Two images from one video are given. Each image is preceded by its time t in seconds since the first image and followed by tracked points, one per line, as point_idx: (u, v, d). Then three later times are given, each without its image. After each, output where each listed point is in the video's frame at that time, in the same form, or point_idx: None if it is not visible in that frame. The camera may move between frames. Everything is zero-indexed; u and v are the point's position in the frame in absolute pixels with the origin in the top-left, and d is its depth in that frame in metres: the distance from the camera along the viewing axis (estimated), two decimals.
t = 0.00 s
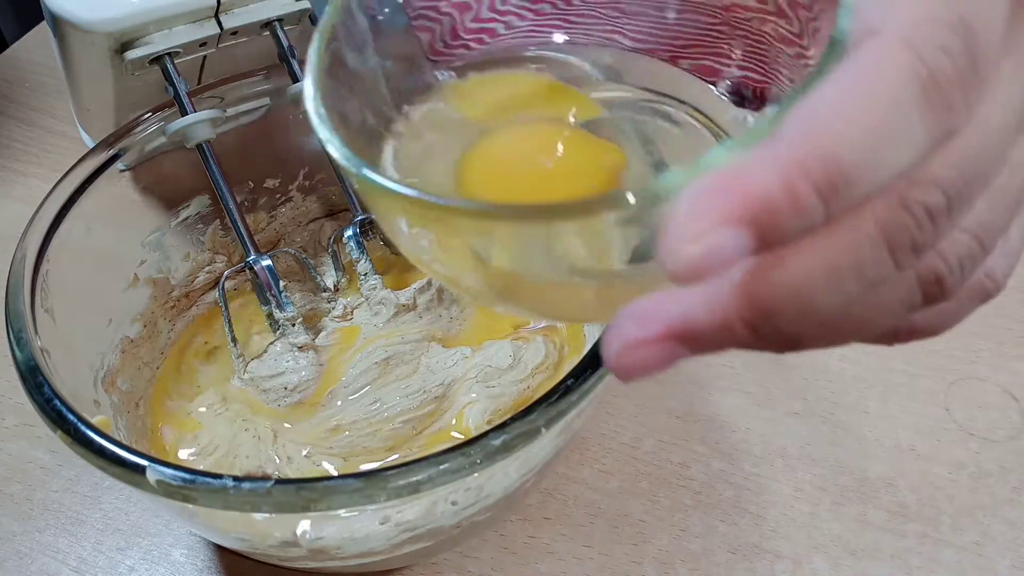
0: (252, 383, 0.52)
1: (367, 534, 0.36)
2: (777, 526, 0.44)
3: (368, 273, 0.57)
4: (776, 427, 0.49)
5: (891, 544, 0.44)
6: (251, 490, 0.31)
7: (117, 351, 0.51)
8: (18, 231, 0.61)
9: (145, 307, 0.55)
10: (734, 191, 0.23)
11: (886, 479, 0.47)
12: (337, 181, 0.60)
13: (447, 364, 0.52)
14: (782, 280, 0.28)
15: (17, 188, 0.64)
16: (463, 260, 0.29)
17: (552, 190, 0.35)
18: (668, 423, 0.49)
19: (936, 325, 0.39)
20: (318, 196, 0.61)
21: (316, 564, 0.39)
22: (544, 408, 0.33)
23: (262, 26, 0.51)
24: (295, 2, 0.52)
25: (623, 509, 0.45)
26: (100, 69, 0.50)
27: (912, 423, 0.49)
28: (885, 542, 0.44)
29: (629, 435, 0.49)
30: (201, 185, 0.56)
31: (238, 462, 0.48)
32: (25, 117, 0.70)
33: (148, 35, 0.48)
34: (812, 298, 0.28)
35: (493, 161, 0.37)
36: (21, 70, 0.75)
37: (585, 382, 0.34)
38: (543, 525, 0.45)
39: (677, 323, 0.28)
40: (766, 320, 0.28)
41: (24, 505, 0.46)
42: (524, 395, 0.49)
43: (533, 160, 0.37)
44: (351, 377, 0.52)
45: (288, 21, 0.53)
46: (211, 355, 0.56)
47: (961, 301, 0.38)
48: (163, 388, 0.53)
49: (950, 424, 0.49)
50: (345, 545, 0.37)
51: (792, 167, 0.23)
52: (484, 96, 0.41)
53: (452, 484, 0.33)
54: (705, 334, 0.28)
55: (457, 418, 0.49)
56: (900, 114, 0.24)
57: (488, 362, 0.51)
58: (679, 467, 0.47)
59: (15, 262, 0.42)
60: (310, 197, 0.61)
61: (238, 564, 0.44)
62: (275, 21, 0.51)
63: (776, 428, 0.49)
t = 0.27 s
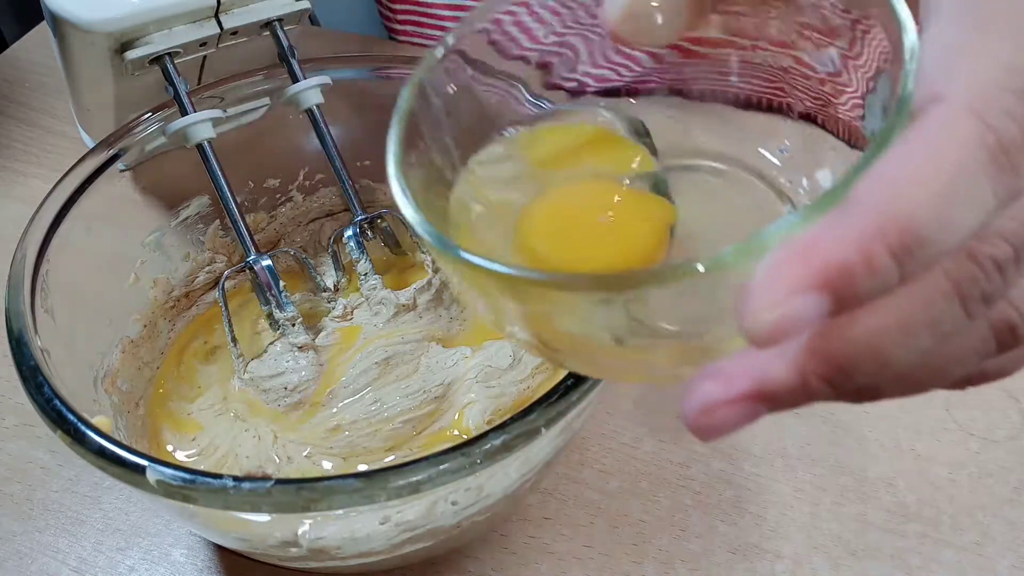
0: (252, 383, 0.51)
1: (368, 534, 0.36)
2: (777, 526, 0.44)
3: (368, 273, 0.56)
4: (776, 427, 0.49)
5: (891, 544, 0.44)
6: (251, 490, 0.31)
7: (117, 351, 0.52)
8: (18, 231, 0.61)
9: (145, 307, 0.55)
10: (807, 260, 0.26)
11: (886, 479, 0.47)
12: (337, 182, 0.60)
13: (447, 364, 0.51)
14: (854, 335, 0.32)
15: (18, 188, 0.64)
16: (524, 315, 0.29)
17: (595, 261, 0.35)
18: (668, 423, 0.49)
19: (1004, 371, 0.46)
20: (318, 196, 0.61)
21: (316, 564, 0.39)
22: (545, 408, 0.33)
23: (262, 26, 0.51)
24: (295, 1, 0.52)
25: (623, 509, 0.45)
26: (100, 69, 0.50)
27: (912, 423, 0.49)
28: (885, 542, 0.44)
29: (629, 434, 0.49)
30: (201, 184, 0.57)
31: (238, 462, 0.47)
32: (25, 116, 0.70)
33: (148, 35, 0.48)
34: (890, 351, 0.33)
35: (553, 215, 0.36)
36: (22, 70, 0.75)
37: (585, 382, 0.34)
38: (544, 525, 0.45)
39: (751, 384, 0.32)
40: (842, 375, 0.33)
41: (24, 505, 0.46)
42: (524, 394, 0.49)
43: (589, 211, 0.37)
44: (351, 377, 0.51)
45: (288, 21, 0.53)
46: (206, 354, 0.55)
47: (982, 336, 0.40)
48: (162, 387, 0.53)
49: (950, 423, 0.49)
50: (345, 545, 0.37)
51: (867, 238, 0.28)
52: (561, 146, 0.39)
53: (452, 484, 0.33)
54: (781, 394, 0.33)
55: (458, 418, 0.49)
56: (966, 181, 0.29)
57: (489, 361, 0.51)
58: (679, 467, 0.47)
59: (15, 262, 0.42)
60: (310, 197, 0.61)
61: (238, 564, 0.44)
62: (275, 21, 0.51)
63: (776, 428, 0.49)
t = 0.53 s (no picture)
0: (252, 382, 0.51)
1: (368, 534, 0.36)
2: (776, 526, 0.44)
3: (368, 273, 0.56)
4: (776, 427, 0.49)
5: (891, 544, 0.44)
6: (251, 490, 0.31)
7: (117, 351, 0.52)
8: (18, 231, 0.61)
9: (146, 307, 0.55)
10: (831, 285, 0.26)
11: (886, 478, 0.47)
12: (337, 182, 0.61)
13: (447, 364, 0.51)
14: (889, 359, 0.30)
15: (18, 188, 0.64)
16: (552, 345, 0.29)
17: (618, 293, 0.32)
18: (668, 423, 0.49)
19: None
20: (318, 196, 0.61)
21: (317, 565, 0.39)
22: (545, 408, 0.33)
23: (262, 26, 0.51)
24: (295, 2, 0.52)
25: (623, 509, 0.45)
26: (100, 69, 0.50)
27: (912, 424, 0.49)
28: (885, 542, 0.44)
29: (629, 435, 0.49)
30: (201, 184, 0.57)
31: (239, 462, 0.47)
32: (25, 117, 0.70)
33: (148, 36, 0.48)
34: (925, 373, 0.31)
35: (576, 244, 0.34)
36: (21, 70, 0.75)
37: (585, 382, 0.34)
38: (544, 526, 0.45)
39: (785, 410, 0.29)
40: (879, 401, 0.31)
41: (24, 505, 0.46)
42: (524, 394, 0.49)
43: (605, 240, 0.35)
44: (351, 377, 0.51)
45: (288, 21, 0.53)
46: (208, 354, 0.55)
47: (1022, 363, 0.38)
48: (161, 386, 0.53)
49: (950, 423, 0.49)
50: (345, 545, 0.37)
51: (891, 260, 0.27)
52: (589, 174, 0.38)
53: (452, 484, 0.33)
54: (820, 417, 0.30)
55: (458, 418, 0.49)
56: (983, 202, 0.28)
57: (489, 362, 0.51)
58: (679, 467, 0.47)
59: (15, 262, 0.42)
60: (310, 197, 0.61)
61: (237, 564, 0.44)
62: (275, 21, 0.51)
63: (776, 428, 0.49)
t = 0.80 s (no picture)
0: (252, 382, 0.51)
1: (368, 534, 0.36)
2: (776, 526, 0.44)
3: (368, 273, 0.56)
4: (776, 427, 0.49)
5: (892, 544, 0.44)
6: (251, 490, 0.31)
7: (117, 352, 0.52)
8: (17, 231, 0.61)
9: (146, 307, 0.55)
10: (952, 300, 0.32)
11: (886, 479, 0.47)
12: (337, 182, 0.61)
13: (447, 365, 0.51)
14: None
15: (18, 188, 0.64)
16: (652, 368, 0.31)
17: (697, 305, 0.35)
18: (669, 423, 0.49)
19: None
20: (318, 197, 0.62)
21: (317, 564, 0.39)
22: (545, 408, 0.33)
23: (262, 26, 0.51)
24: (295, 2, 0.52)
25: (624, 509, 0.45)
26: (100, 69, 0.50)
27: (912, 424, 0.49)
28: (885, 542, 0.44)
29: (629, 434, 0.49)
30: (202, 185, 0.58)
31: (238, 462, 0.47)
32: (25, 117, 0.70)
33: (148, 36, 0.48)
34: None
35: (640, 257, 0.37)
36: (21, 70, 0.75)
37: (585, 382, 0.34)
38: (544, 526, 0.45)
39: (902, 428, 0.37)
40: (999, 409, 0.37)
41: (24, 505, 0.46)
42: (524, 395, 0.49)
43: (684, 260, 0.37)
44: (351, 377, 0.51)
45: (288, 21, 0.53)
46: (208, 353, 0.55)
47: None
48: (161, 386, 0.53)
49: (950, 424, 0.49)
50: (345, 545, 0.37)
51: (1006, 279, 0.33)
52: (675, 192, 0.41)
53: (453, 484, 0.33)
54: (940, 433, 0.38)
55: (457, 418, 0.48)
56: None
57: (490, 362, 0.51)
58: (679, 467, 0.47)
59: (14, 261, 0.42)
60: (310, 198, 0.62)
61: (238, 564, 0.43)
62: (275, 21, 0.51)
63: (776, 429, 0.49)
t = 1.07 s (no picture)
0: (252, 381, 0.51)
1: (368, 534, 0.36)
2: (776, 526, 0.44)
3: (369, 273, 0.56)
4: (775, 428, 0.49)
5: (891, 544, 0.44)
6: (252, 490, 0.31)
7: (117, 352, 0.52)
8: (17, 231, 0.61)
9: (146, 307, 0.56)
10: None
11: (885, 479, 0.47)
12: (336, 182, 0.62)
13: (447, 364, 0.51)
14: None
15: (17, 188, 0.64)
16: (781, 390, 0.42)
17: (775, 321, 0.52)
18: (668, 423, 0.49)
19: None
20: (318, 196, 0.62)
21: (317, 565, 0.39)
22: (545, 409, 0.33)
23: (262, 26, 0.51)
24: (295, 2, 0.52)
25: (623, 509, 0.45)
26: (100, 69, 0.50)
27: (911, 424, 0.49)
28: (885, 542, 0.44)
29: (629, 435, 0.49)
30: (202, 185, 0.58)
31: (238, 462, 0.47)
32: (24, 116, 0.70)
33: (147, 35, 0.48)
34: None
35: (769, 287, 0.55)
36: (21, 70, 0.75)
37: (585, 382, 0.34)
38: (543, 526, 0.45)
39: None
40: None
41: (24, 505, 0.46)
42: (524, 395, 0.49)
43: (806, 296, 0.54)
44: (350, 376, 0.51)
45: (288, 21, 0.53)
46: (208, 352, 0.55)
47: None
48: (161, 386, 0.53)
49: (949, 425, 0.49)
50: (345, 545, 0.37)
51: None
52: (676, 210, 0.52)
53: (453, 484, 0.33)
54: None
55: (457, 418, 0.48)
56: None
57: (490, 363, 0.51)
58: (679, 467, 0.47)
59: (14, 261, 0.42)
60: (310, 198, 0.62)
61: (238, 564, 0.43)
62: (275, 21, 0.51)
63: (775, 429, 0.49)
